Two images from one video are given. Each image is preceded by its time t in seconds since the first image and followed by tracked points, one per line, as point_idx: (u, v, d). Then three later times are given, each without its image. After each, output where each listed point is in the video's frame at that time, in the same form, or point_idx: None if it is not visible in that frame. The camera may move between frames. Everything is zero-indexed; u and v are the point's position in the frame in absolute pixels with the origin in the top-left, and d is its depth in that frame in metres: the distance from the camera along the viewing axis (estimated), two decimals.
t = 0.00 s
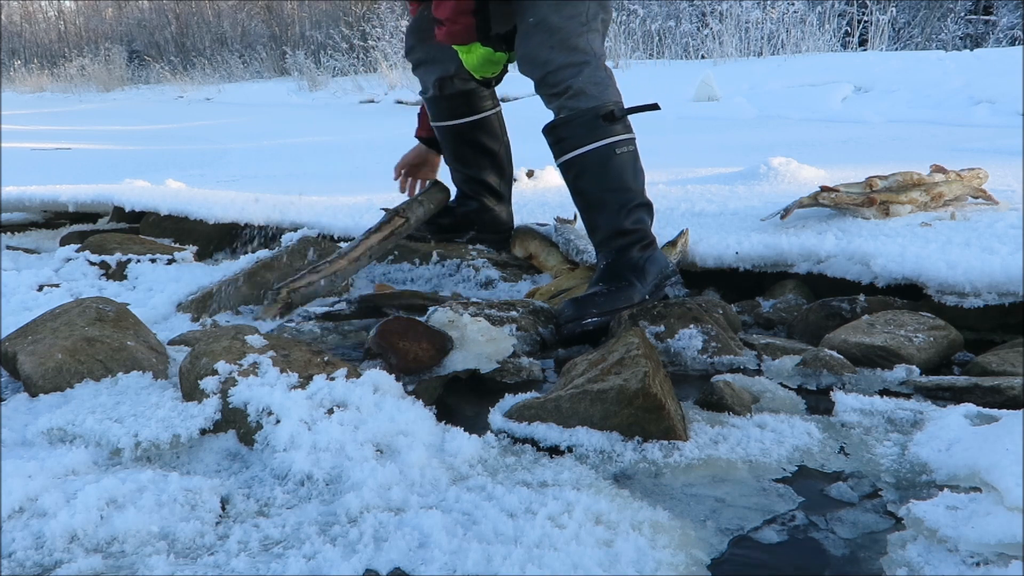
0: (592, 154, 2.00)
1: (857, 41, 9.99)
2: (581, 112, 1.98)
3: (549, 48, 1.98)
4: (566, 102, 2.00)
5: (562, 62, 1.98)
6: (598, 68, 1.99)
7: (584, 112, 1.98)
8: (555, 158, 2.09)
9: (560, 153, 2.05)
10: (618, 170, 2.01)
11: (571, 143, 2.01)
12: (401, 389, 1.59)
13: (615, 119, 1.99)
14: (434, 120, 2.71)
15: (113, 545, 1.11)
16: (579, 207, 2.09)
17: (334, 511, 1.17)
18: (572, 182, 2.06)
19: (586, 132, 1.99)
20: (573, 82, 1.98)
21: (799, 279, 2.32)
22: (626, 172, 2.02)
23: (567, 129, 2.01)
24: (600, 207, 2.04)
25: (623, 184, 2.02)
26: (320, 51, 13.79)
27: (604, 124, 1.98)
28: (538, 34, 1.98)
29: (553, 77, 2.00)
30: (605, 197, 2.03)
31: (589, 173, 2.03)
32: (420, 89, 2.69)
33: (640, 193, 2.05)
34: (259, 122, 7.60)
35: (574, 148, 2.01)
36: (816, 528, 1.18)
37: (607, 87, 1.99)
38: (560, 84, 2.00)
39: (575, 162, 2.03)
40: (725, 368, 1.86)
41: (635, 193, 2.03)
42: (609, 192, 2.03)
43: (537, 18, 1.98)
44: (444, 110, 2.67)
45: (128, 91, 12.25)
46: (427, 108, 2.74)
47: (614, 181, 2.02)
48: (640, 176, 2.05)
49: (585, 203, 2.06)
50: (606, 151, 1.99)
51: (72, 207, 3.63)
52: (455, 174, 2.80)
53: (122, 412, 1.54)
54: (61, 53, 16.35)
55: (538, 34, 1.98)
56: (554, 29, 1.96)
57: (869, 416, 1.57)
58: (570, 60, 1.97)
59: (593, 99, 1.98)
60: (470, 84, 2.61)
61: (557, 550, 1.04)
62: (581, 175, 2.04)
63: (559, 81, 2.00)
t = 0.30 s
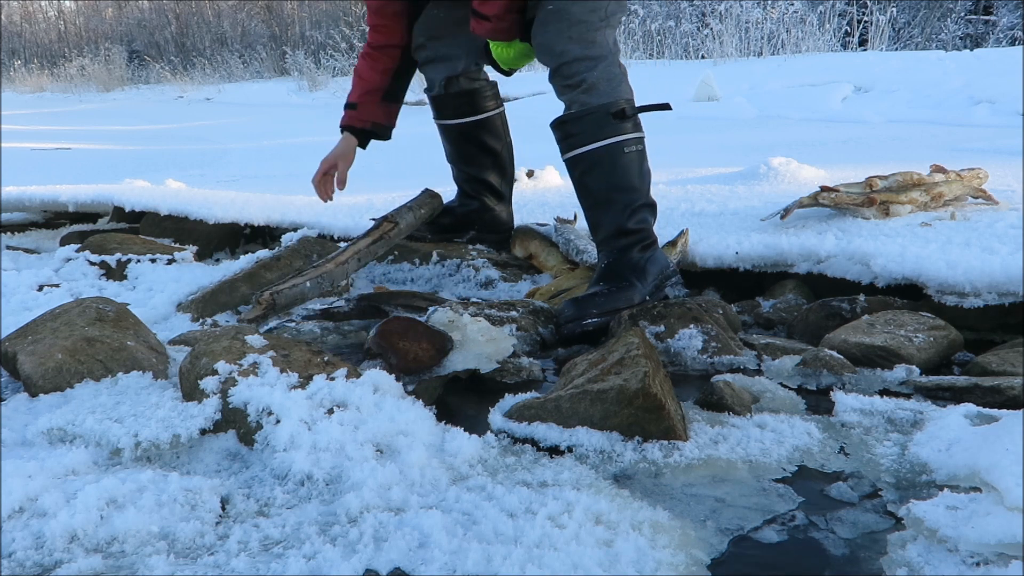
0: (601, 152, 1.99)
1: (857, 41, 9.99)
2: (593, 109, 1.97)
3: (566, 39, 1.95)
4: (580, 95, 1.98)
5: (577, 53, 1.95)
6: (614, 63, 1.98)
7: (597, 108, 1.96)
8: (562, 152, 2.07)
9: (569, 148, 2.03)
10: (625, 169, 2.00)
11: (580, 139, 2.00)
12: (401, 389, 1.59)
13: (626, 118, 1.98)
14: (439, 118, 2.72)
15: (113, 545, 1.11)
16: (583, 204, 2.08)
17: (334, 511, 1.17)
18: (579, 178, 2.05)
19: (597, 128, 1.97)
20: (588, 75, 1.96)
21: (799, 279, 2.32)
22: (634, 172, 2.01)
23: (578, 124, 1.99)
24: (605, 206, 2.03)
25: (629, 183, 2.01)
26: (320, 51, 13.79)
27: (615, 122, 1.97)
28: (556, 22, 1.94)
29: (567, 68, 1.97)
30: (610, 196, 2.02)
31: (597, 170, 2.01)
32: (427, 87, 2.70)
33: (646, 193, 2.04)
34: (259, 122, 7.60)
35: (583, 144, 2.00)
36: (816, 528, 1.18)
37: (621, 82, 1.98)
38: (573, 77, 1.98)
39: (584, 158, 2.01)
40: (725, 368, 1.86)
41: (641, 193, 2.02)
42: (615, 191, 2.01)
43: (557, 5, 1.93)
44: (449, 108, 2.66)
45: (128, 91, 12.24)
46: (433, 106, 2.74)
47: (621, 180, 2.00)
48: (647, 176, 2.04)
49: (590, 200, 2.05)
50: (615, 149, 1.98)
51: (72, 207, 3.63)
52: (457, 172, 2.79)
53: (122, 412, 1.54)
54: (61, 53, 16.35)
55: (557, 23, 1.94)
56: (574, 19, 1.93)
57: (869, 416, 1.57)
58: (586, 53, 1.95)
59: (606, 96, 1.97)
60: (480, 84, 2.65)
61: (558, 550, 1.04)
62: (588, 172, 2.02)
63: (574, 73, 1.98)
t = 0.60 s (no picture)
0: (608, 151, 1.98)
1: (857, 41, 9.98)
2: (604, 107, 1.96)
3: (585, 33, 1.93)
4: (593, 91, 1.97)
5: (593, 49, 1.94)
6: (628, 62, 1.98)
7: (607, 106, 1.96)
8: (569, 149, 2.06)
9: (576, 145, 2.02)
10: (632, 170, 1.99)
11: (589, 136, 1.99)
12: (401, 389, 1.59)
13: (635, 118, 1.97)
14: (436, 118, 2.72)
15: (113, 545, 1.11)
16: (587, 202, 2.07)
17: (334, 511, 1.17)
18: (585, 176, 2.04)
19: (606, 127, 1.97)
20: (603, 71, 1.95)
21: (799, 279, 2.32)
22: (640, 172, 2.00)
23: (588, 121, 1.98)
24: (609, 205, 2.03)
25: (635, 183, 2.00)
26: (320, 51, 13.79)
27: (623, 121, 1.96)
28: (575, 16, 1.93)
29: (583, 62, 1.96)
30: (615, 195, 2.01)
31: (603, 169, 2.00)
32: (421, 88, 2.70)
33: (650, 194, 2.03)
34: (259, 122, 7.60)
35: (593, 141, 1.99)
36: (816, 528, 1.18)
37: (633, 82, 1.98)
38: (588, 73, 1.97)
39: (592, 155, 2.00)
40: (725, 368, 1.86)
41: (645, 194, 2.02)
42: (620, 191, 2.01)
43: None
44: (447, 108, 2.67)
45: (128, 91, 12.23)
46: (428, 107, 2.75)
47: (626, 181, 2.00)
48: (652, 176, 2.03)
49: (594, 199, 2.04)
50: (622, 149, 1.97)
51: (72, 207, 3.63)
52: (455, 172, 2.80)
53: (122, 412, 1.54)
54: (61, 53, 16.34)
55: (577, 18, 1.93)
56: (595, 14, 1.92)
57: (869, 416, 1.57)
58: (602, 49, 1.95)
59: (618, 95, 1.96)
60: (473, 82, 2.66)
61: (558, 550, 1.04)
62: (594, 170, 2.01)
63: (588, 68, 1.97)
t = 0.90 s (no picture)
0: (616, 148, 1.97)
1: (857, 41, 9.98)
2: (618, 100, 1.95)
3: (609, 17, 1.93)
4: (608, 82, 1.96)
5: (614, 37, 1.94)
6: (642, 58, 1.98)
7: (620, 100, 1.95)
8: (576, 143, 2.05)
9: (585, 139, 2.01)
10: (638, 169, 1.99)
11: (600, 130, 1.98)
12: (401, 390, 1.59)
13: (645, 115, 1.97)
14: (427, 126, 2.68)
15: (113, 545, 1.11)
16: (592, 198, 2.06)
17: (334, 511, 1.17)
18: (592, 171, 2.03)
19: (618, 122, 1.96)
20: (622, 62, 1.95)
21: (799, 279, 2.32)
22: (645, 172, 2.00)
23: (599, 115, 1.97)
24: (614, 204, 2.03)
25: (641, 182, 2.00)
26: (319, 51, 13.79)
27: (634, 118, 1.95)
28: None
29: (603, 48, 1.95)
30: (620, 194, 2.01)
31: (610, 166, 2.00)
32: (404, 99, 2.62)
33: (654, 193, 2.03)
34: (259, 122, 7.60)
35: (603, 135, 1.98)
36: (816, 528, 1.18)
37: (647, 80, 1.98)
38: (605, 61, 1.95)
39: (600, 150, 1.99)
40: (725, 368, 1.86)
41: (649, 193, 2.02)
42: (626, 189, 2.00)
43: None
44: (440, 114, 2.63)
45: (128, 91, 12.24)
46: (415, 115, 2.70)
47: (632, 180, 2.00)
48: (657, 175, 2.03)
49: (600, 196, 2.04)
50: (630, 147, 1.97)
51: (72, 207, 3.63)
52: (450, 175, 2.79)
53: (122, 412, 1.54)
54: (61, 53, 16.34)
55: (603, 2, 1.92)
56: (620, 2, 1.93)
57: (869, 416, 1.57)
58: (622, 38, 1.94)
59: (634, 89, 1.96)
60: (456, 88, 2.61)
61: (557, 550, 1.04)
62: (601, 165, 2.01)
63: (607, 55, 1.95)
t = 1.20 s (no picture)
0: (616, 149, 1.97)
1: (857, 41, 9.98)
2: (618, 100, 1.95)
3: (610, 14, 1.92)
4: (607, 80, 1.96)
5: (616, 34, 1.93)
6: (643, 57, 1.97)
7: (621, 100, 1.95)
8: (575, 143, 2.05)
9: (585, 138, 2.01)
10: (637, 170, 1.99)
11: (601, 130, 1.98)
12: (401, 390, 1.59)
13: (645, 115, 1.97)
14: (428, 127, 2.68)
15: (113, 545, 1.11)
16: (592, 199, 2.07)
17: (334, 511, 1.17)
18: (592, 172, 2.03)
19: (618, 122, 1.95)
20: (623, 60, 1.94)
21: (799, 279, 2.32)
22: (645, 173, 2.00)
23: (600, 115, 1.97)
24: (613, 205, 2.03)
25: (640, 183, 2.00)
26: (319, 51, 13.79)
27: (634, 119, 1.96)
28: None
29: (604, 45, 1.94)
30: (620, 195, 2.01)
31: (610, 167, 2.00)
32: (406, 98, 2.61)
33: (654, 194, 2.03)
34: (259, 122, 7.60)
35: (604, 135, 1.97)
36: (816, 528, 1.18)
37: (649, 79, 1.97)
38: (607, 58, 1.95)
39: (600, 150, 1.99)
40: (725, 368, 1.86)
41: (649, 194, 2.02)
42: (625, 190, 2.01)
43: None
44: (441, 116, 2.63)
45: (128, 91, 12.23)
46: (415, 116, 2.69)
47: (631, 180, 2.00)
48: (656, 175, 2.03)
49: (600, 198, 2.04)
50: (630, 149, 1.97)
51: (72, 207, 3.63)
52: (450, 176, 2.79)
53: (122, 412, 1.54)
54: (61, 53, 16.33)
55: None
56: None
57: (869, 416, 1.57)
58: (623, 35, 1.94)
59: (634, 87, 1.96)
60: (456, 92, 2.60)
61: (557, 550, 1.04)
62: (601, 166, 2.01)
63: (607, 53, 1.94)
